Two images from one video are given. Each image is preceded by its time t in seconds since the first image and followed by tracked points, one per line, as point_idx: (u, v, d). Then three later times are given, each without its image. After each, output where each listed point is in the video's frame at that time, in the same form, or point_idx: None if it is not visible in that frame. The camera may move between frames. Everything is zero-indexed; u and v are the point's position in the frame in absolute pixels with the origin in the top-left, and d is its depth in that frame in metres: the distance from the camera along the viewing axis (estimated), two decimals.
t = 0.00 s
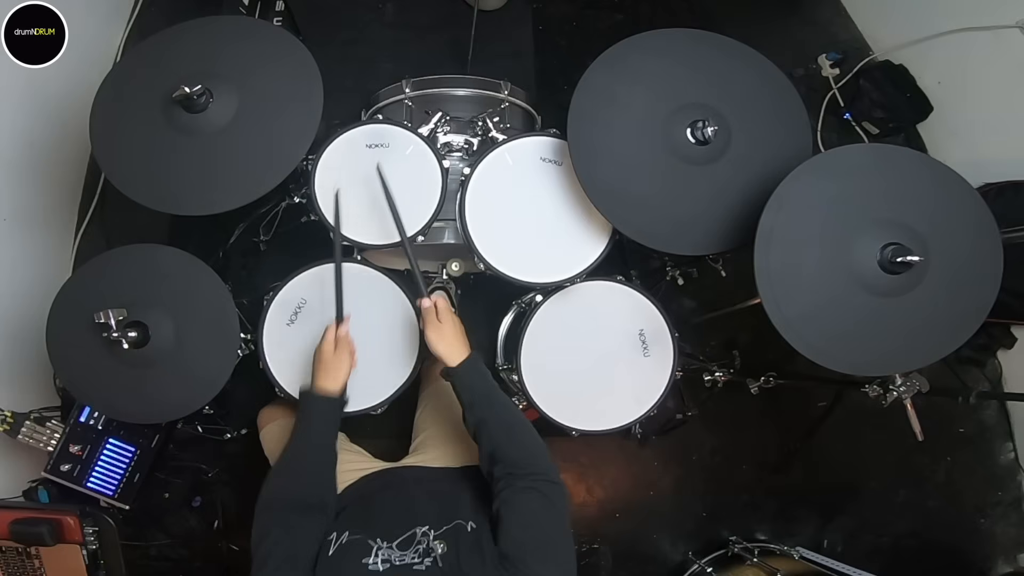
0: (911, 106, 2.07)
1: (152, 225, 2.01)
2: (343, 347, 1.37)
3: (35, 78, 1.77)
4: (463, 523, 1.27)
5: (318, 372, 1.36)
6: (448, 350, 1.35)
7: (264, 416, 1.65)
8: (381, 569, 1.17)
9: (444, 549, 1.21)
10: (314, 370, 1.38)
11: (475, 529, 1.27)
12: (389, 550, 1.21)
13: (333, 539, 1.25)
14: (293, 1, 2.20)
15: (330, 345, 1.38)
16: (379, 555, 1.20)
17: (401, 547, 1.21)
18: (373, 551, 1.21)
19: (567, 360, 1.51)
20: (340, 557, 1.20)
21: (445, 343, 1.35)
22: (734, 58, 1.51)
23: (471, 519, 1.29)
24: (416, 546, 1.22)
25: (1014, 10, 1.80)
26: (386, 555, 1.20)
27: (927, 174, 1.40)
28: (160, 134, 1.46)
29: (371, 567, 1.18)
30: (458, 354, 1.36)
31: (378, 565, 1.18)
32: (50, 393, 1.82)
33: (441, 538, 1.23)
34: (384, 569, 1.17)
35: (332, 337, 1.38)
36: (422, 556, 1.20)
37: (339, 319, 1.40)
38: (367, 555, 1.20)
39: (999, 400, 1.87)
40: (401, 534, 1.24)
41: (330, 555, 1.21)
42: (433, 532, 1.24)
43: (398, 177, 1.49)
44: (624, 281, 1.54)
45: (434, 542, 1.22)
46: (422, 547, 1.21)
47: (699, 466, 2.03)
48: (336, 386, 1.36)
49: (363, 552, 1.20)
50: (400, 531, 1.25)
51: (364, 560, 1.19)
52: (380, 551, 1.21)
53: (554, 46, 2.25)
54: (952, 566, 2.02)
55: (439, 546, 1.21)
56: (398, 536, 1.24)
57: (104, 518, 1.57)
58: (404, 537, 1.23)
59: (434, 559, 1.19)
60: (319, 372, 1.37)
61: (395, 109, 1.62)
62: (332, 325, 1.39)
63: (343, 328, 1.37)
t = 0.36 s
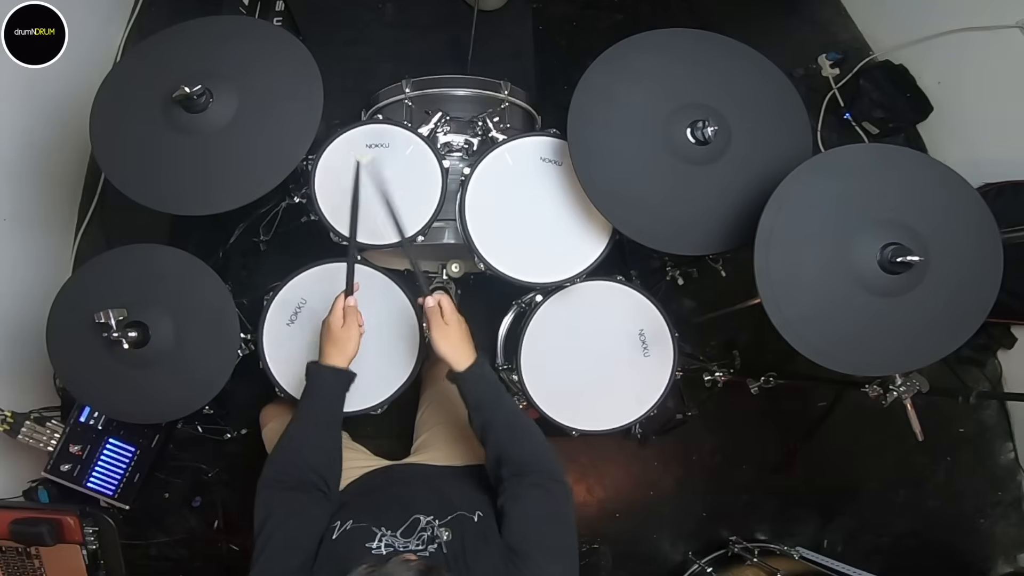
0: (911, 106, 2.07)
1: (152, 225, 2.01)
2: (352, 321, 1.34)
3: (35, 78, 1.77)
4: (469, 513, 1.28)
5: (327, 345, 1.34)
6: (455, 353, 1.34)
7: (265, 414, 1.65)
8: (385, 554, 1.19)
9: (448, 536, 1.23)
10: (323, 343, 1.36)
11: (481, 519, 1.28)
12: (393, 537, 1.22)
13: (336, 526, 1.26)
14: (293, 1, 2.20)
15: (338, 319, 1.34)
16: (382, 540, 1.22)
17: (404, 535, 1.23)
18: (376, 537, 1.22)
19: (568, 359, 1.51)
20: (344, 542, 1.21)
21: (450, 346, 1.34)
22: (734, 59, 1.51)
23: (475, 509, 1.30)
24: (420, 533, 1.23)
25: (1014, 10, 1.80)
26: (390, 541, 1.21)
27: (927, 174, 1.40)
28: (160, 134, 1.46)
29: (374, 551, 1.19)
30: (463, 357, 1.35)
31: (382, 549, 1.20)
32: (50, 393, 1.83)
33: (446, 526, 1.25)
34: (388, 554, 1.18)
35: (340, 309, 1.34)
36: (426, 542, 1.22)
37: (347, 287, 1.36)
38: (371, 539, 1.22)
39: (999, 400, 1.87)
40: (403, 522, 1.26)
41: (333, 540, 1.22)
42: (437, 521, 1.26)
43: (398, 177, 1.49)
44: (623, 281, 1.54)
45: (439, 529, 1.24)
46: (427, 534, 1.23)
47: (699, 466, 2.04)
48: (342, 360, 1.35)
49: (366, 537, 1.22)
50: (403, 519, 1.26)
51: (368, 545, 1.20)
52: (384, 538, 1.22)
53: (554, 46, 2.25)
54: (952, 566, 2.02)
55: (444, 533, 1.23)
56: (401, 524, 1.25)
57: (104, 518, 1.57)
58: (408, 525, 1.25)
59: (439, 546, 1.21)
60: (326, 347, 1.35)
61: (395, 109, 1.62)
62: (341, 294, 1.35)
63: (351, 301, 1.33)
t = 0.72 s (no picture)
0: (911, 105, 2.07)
1: (153, 225, 2.01)
2: (371, 322, 1.43)
3: (35, 78, 1.77)
4: (479, 519, 1.27)
5: (347, 348, 1.41)
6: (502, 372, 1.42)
7: (266, 414, 1.65)
8: (395, 557, 1.17)
9: (461, 543, 1.20)
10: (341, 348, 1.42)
11: (491, 525, 1.27)
12: (403, 541, 1.21)
13: (345, 526, 1.26)
14: (293, 1, 2.20)
15: (359, 321, 1.43)
16: (392, 543, 1.20)
17: (414, 538, 1.21)
18: (386, 540, 1.21)
19: (568, 360, 1.51)
20: (354, 543, 1.21)
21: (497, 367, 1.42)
22: (734, 59, 1.51)
23: (484, 516, 1.29)
24: (431, 538, 1.21)
25: (1014, 10, 1.80)
26: (400, 545, 1.20)
27: (928, 174, 1.40)
28: (160, 134, 1.46)
29: (384, 554, 1.18)
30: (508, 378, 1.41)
31: (392, 553, 1.18)
32: (50, 393, 1.83)
33: (458, 531, 1.23)
34: (398, 558, 1.17)
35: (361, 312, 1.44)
36: (438, 548, 1.19)
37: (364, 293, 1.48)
38: (381, 542, 1.21)
39: (999, 401, 1.87)
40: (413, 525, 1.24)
41: (341, 542, 1.22)
42: (449, 525, 1.24)
43: (398, 177, 1.49)
44: (624, 281, 1.54)
45: (451, 535, 1.21)
46: (438, 539, 1.21)
47: (699, 466, 2.04)
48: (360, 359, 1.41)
49: (376, 540, 1.21)
50: (413, 522, 1.25)
51: (377, 548, 1.19)
52: (394, 541, 1.21)
53: (554, 46, 2.25)
54: (952, 566, 2.02)
55: (457, 538, 1.21)
56: (411, 527, 1.23)
57: (104, 518, 1.57)
58: (418, 528, 1.23)
59: (452, 552, 1.19)
60: (347, 350, 1.42)
61: (395, 109, 1.62)
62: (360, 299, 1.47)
63: (371, 303, 1.45)
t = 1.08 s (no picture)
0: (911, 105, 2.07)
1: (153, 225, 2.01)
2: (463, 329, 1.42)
3: (35, 78, 1.77)
4: (502, 533, 1.24)
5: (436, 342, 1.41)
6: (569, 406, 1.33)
7: (269, 413, 1.65)
8: (425, 562, 1.14)
9: (490, 556, 1.17)
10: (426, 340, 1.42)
11: (512, 540, 1.24)
12: (432, 546, 1.17)
13: (376, 524, 1.22)
14: (293, 1, 2.20)
15: (452, 323, 1.42)
16: (421, 547, 1.17)
17: (442, 544, 1.18)
18: (415, 542, 1.17)
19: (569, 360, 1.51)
20: (385, 542, 1.17)
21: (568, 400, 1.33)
22: (734, 59, 1.51)
23: (505, 530, 1.26)
24: (460, 547, 1.18)
25: (1014, 10, 1.79)
26: (429, 550, 1.16)
27: (927, 174, 1.40)
28: (160, 134, 1.46)
29: (414, 558, 1.14)
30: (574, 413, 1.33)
31: (421, 557, 1.15)
32: (50, 393, 1.83)
33: (486, 544, 1.20)
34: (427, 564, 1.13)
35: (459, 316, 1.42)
36: (466, 559, 1.16)
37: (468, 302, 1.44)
38: (410, 544, 1.17)
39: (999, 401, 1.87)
40: (440, 530, 1.20)
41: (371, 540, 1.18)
42: (476, 536, 1.20)
43: (398, 177, 1.49)
44: (623, 281, 1.55)
45: (480, 547, 1.18)
46: (467, 549, 1.17)
47: (699, 466, 2.04)
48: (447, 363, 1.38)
49: (406, 541, 1.17)
50: (441, 526, 1.21)
51: (408, 549, 1.16)
52: (423, 546, 1.17)
53: (554, 46, 2.25)
54: (952, 566, 2.01)
55: (486, 551, 1.17)
56: (439, 531, 1.20)
57: (104, 518, 1.57)
58: (446, 534, 1.20)
59: (480, 565, 1.15)
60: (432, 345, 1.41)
61: (395, 109, 1.62)
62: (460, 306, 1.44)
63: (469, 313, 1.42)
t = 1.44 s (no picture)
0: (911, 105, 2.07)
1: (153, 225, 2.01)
2: (470, 334, 1.38)
3: (35, 78, 1.77)
4: (513, 533, 1.25)
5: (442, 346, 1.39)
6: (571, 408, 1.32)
7: (272, 414, 1.65)
8: (440, 561, 1.14)
9: (505, 555, 1.18)
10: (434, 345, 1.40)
11: (522, 540, 1.25)
12: (446, 546, 1.18)
13: (388, 523, 1.21)
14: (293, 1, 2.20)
15: (459, 327, 1.38)
16: (435, 547, 1.17)
17: (455, 544, 1.18)
18: (429, 541, 1.18)
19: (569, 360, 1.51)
20: (397, 541, 1.17)
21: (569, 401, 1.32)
22: (734, 59, 1.51)
23: (515, 530, 1.27)
24: (474, 547, 1.18)
25: (1014, 10, 1.79)
26: (443, 549, 1.17)
27: (927, 174, 1.40)
28: (160, 134, 1.46)
29: (429, 557, 1.15)
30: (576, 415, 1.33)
31: (436, 556, 1.15)
32: (50, 393, 1.83)
33: (499, 543, 1.21)
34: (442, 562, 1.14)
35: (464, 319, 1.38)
36: (481, 557, 1.17)
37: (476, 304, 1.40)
38: (424, 543, 1.18)
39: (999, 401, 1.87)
40: (453, 530, 1.21)
41: (385, 537, 1.18)
42: (489, 537, 1.22)
43: (398, 177, 1.49)
44: (623, 281, 1.55)
45: (495, 547, 1.19)
46: (482, 548, 1.18)
47: (699, 466, 2.04)
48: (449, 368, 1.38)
49: (420, 540, 1.18)
50: (454, 527, 1.22)
51: (422, 549, 1.16)
52: (437, 546, 1.17)
53: (554, 46, 2.25)
54: (952, 566, 2.01)
55: (500, 551, 1.18)
56: (452, 532, 1.21)
57: (104, 518, 1.57)
58: (458, 534, 1.21)
59: (495, 564, 1.16)
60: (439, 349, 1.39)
61: (395, 109, 1.62)
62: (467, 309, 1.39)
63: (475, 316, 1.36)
